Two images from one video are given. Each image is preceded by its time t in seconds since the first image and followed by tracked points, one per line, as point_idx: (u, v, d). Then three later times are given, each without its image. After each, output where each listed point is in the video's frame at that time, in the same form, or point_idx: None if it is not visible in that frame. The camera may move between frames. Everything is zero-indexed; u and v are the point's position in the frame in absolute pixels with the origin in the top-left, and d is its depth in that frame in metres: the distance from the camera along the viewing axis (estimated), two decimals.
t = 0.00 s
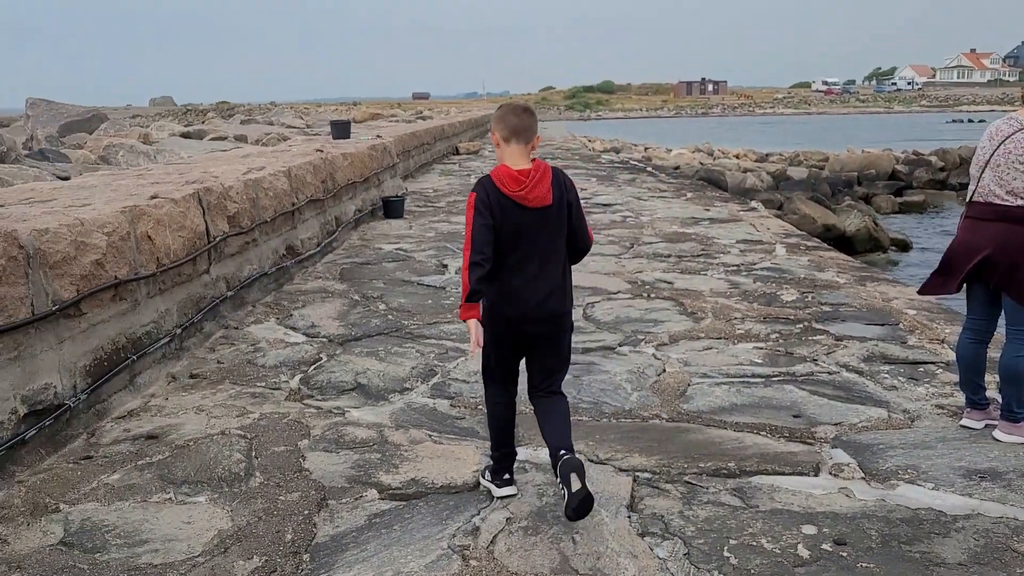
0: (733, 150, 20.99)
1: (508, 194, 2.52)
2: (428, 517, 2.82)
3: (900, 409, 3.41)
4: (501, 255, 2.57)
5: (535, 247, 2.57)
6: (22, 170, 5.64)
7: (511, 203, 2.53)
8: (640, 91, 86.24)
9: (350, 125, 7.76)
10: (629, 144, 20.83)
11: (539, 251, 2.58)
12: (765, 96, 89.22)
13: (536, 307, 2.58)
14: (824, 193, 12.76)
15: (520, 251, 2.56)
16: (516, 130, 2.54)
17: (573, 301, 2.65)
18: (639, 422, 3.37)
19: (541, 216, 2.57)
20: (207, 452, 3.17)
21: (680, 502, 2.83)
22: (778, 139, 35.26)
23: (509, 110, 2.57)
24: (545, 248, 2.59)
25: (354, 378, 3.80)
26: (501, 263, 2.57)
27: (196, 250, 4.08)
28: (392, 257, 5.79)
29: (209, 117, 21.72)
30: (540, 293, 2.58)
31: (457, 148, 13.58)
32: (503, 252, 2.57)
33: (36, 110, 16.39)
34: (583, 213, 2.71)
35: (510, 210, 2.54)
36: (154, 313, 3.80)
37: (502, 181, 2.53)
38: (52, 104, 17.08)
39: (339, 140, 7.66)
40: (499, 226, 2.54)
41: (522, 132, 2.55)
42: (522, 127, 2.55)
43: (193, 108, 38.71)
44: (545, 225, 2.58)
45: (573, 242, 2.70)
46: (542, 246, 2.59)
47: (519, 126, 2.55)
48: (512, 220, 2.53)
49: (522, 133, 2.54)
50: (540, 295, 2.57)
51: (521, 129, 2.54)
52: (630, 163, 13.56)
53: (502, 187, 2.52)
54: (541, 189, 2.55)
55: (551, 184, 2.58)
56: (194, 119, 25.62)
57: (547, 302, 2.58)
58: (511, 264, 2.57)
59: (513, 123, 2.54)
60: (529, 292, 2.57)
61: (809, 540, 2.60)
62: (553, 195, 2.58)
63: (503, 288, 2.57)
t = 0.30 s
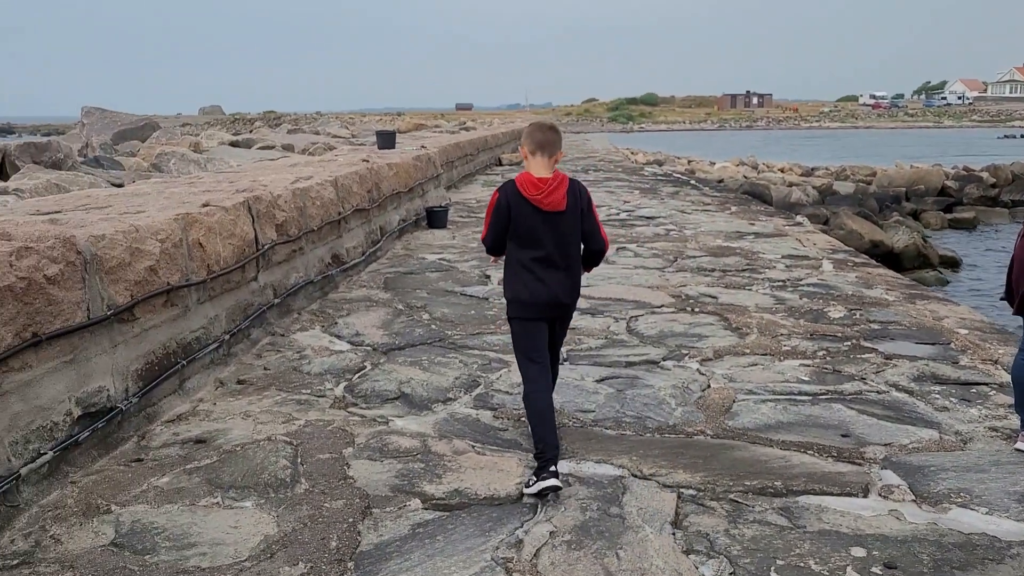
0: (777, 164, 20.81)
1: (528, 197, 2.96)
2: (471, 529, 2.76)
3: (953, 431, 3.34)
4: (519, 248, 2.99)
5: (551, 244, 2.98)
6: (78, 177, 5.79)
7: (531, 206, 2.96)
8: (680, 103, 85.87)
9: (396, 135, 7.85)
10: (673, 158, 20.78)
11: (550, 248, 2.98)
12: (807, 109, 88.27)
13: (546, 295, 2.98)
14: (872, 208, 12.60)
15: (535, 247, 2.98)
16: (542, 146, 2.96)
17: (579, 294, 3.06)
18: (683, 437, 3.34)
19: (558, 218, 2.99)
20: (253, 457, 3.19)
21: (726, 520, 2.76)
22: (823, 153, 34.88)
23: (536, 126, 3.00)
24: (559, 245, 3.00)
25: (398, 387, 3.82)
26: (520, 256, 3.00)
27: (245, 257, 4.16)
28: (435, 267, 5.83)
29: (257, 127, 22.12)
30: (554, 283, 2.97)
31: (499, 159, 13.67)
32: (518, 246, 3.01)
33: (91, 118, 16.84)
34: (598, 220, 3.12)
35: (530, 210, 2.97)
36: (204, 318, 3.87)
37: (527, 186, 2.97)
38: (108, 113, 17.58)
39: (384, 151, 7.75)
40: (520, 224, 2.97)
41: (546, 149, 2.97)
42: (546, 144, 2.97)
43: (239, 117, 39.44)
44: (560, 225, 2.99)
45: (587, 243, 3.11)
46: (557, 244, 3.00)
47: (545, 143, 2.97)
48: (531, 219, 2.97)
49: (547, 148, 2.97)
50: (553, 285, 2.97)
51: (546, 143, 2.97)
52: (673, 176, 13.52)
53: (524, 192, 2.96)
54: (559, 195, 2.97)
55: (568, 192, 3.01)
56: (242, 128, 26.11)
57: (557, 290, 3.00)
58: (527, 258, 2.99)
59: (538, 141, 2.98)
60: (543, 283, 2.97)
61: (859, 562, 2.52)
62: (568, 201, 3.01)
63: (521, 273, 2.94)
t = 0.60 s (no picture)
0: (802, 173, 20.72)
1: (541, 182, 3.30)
2: (496, 532, 2.78)
3: (980, 443, 3.33)
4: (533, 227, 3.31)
5: (561, 226, 3.31)
6: (111, 180, 5.90)
7: (542, 190, 3.30)
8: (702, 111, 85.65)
9: (421, 141, 7.92)
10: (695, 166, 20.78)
11: (563, 229, 3.32)
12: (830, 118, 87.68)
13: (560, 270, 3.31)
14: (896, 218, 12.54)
15: (547, 226, 3.31)
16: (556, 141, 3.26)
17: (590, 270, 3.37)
18: (707, 445, 3.35)
19: (567, 200, 3.32)
20: (281, 457, 3.23)
21: (749, 528, 2.76)
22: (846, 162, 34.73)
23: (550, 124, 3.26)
24: (569, 225, 3.32)
25: (424, 391, 3.86)
26: (534, 235, 3.32)
27: (275, 261, 4.22)
28: (459, 272, 5.88)
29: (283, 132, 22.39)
30: (565, 258, 3.29)
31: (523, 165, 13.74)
32: (533, 230, 3.33)
33: (123, 122, 17.11)
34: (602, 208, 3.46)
35: (543, 193, 3.31)
36: (233, 320, 3.93)
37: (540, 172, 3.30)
38: (137, 117, 17.86)
39: (411, 157, 7.82)
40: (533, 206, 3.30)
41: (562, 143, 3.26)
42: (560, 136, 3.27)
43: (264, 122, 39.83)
44: (569, 208, 3.33)
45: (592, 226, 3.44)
46: (567, 225, 3.32)
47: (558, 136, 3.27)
48: (543, 201, 3.31)
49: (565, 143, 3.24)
50: (566, 262, 3.29)
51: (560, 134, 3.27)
52: (697, 184, 13.52)
53: (537, 176, 3.30)
54: (569, 179, 3.31)
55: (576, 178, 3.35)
56: (268, 133, 26.43)
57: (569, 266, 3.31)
58: (540, 236, 3.31)
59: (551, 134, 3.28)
60: (555, 257, 3.29)
61: (884, 573, 2.51)
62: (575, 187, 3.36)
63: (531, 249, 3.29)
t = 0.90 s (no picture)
0: (817, 180, 20.59)
1: (534, 185, 3.68)
2: (508, 541, 2.75)
3: (1000, 454, 3.28)
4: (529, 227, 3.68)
5: (557, 223, 3.69)
6: (126, 184, 5.93)
7: (536, 192, 3.68)
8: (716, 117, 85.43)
9: (435, 147, 7.93)
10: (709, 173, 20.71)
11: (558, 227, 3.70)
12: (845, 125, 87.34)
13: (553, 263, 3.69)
14: (912, 226, 12.45)
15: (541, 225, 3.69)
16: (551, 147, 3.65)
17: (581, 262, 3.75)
18: (722, 454, 3.32)
19: (558, 202, 3.70)
20: (293, 463, 3.22)
21: (765, 538, 2.72)
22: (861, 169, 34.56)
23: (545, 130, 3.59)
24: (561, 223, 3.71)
25: (436, 397, 3.84)
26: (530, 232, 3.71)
27: (288, 266, 4.23)
28: (472, 278, 5.87)
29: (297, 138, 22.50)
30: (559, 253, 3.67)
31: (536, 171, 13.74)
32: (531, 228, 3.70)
33: (139, 127, 17.22)
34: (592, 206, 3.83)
35: (536, 195, 3.69)
36: (246, 325, 3.94)
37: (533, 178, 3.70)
38: (153, 122, 17.98)
39: (424, 162, 7.83)
40: (528, 207, 3.69)
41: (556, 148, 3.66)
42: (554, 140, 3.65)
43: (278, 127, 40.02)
44: (561, 207, 3.71)
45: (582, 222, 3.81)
46: (559, 222, 3.70)
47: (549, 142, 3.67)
48: (537, 203, 3.69)
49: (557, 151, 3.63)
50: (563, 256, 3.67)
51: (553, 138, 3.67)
52: (711, 190, 13.47)
53: (531, 181, 3.68)
54: (559, 182, 3.69)
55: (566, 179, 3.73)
56: (282, 138, 26.56)
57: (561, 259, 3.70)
58: (536, 233, 3.71)
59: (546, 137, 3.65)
60: (549, 252, 3.67)
61: None
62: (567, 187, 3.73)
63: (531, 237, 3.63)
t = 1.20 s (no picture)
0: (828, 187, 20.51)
1: (535, 184, 4.03)
2: (516, 548, 2.74)
3: (1011, 463, 3.25)
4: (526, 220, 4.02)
5: (553, 219, 4.01)
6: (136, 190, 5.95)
7: (536, 190, 4.02)
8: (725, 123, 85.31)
9: (443, 152, 7.94)
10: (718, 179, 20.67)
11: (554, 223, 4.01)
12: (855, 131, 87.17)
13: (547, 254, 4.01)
14: (923, 233, 12.40)
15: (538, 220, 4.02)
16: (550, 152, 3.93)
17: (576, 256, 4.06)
18: (730, 462, 3.30)
19: (557, 199, 4.01)
20: (301, 469, 3.22)
21: (774, 547, 2.70)
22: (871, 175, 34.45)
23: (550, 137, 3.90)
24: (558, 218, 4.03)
25: (443, 403, 3.84)
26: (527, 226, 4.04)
27: (296, 272, 4.24)
28: (479, 284, 5.86)
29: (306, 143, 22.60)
30: (553, 247, 3.98)
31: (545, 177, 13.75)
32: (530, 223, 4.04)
33: (148, 132, 17.30)
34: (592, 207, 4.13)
35: (536, 193, 4.03)
36: (254, 331, 3.94)
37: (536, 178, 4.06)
38: (163, 128, 18.07)
39: (432, 168, 7.84)
40: (527, 203, 4.04)
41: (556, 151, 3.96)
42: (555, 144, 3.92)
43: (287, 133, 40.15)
44: (559, 205, 4.03)
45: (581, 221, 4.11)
46: (555, 218, 4.02)
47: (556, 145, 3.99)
48: (537, 200, 4.03)
49: (552, 161, 3.90)
50: (554, 248, 3.98)
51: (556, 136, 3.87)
52: (720, 197, 13.43)
53: (532, 180, 4.02)
54: (559, 182, 4.01)
55: (566, 180, 4.04)
56: (291, 143, 26.66)
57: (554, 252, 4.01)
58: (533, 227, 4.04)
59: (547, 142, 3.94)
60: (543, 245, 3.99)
61: None
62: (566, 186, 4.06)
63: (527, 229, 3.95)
